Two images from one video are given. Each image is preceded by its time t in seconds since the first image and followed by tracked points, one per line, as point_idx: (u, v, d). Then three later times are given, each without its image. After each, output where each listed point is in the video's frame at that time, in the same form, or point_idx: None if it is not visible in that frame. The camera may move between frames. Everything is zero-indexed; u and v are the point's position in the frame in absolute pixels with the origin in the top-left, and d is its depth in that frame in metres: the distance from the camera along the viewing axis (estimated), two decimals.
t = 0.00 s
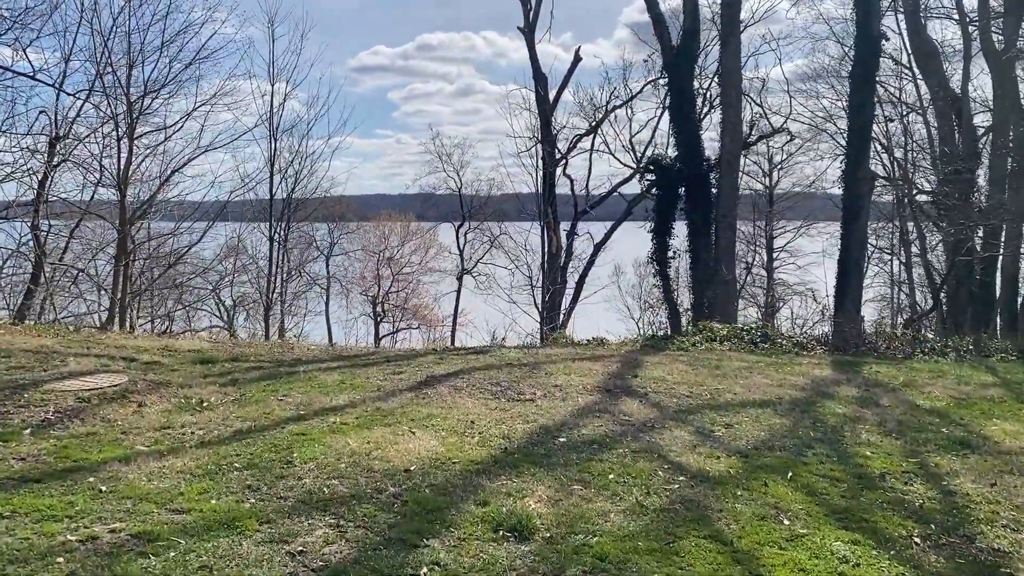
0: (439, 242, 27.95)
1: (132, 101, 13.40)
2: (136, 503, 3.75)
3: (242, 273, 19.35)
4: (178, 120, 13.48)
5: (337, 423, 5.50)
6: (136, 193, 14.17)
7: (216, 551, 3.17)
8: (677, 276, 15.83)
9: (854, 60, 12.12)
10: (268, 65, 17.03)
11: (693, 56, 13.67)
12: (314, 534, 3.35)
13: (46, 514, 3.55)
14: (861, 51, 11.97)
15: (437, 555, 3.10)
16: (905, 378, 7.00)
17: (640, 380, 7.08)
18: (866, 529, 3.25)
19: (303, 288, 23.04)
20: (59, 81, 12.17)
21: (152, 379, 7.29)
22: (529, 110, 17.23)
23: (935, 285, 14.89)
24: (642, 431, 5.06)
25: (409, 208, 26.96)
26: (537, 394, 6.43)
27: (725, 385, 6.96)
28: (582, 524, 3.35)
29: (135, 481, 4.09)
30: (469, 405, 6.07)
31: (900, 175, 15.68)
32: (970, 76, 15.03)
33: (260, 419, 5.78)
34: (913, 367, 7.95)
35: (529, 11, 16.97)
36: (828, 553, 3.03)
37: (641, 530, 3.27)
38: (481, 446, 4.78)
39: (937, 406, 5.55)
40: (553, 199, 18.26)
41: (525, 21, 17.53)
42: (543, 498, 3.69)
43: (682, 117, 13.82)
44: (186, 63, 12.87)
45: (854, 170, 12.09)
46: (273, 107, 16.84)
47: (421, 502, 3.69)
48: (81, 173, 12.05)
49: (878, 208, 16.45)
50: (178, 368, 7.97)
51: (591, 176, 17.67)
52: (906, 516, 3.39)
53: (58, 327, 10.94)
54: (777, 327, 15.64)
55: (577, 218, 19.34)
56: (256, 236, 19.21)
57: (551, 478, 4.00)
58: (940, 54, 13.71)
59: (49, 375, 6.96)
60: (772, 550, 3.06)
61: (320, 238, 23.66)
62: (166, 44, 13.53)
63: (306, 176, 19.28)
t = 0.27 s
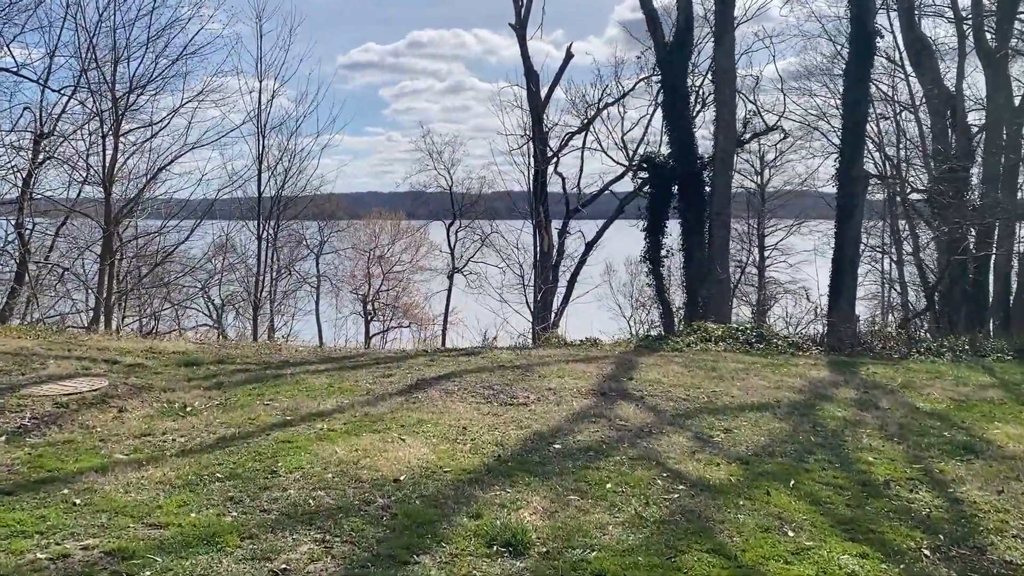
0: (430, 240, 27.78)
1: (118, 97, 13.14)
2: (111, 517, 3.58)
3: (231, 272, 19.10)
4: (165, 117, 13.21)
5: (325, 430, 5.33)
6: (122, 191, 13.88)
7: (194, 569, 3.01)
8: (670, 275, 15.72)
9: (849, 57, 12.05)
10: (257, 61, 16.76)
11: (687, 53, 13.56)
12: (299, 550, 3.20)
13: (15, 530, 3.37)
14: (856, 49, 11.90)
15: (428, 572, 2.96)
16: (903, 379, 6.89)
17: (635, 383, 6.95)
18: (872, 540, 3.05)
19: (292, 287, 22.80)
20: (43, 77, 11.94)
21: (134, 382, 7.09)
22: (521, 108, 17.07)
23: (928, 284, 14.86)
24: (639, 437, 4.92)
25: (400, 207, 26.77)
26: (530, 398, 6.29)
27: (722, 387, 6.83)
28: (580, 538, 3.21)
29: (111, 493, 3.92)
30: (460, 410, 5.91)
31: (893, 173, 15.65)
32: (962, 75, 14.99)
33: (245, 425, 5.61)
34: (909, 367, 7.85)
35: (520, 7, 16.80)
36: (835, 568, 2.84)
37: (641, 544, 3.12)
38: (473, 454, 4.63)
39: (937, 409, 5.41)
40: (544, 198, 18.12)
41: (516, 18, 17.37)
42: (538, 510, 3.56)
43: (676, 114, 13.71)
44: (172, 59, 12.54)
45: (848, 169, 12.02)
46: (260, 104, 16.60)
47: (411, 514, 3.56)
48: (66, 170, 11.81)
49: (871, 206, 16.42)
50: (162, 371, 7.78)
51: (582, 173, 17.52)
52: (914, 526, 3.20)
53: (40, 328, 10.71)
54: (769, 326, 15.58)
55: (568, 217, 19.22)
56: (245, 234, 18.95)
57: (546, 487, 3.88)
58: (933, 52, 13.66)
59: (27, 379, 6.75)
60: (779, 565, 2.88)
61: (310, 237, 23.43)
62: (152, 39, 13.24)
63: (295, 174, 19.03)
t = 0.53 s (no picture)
0: (416, 238, 27.60)
1: (99, 92, 12.85)
2: (85, 526, 3.44)
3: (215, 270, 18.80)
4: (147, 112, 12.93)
5: (309, 432, 5.20)
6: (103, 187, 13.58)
7: None
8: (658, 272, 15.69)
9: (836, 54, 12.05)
10: (240, 56, 16.48)
11: (674, 50, 13.50)
12: (282, 560, 3.08)
13: None
14: (843, 46, 11.90)
15: None
16: (893, 377, 6.84)
17: (625, 382, 6.88)
18: (873, 544, 2.98)
19: (277, 285, 22.53)
20: (22, 72, 11.65)
21: (113, 383, 6.91)
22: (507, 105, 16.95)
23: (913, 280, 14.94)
24: (631, 438, 4.84)
25: (385, 204, 26.58)
26: (520, 398, 6.19)
27: (712, 386, 6.77)
28: (573, 544, 3.12)
29: (85, 500, 3.78)
30: (448, 410, 5.80)
31: (878, 171, 15.70)
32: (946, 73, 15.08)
33: (227, 427, 5.46)
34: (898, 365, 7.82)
35: (506, 4, 16.67)
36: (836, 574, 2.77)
37: (637, 550, 3.03)
38: (461, 456, 4.53)
39: (930, 407, 5.36)
40: (531, 195, 18.01)
41: (502, 15, 17.23)
42: (530, 515, 3.47)
43: (663, 111, 13.65)
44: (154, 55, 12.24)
45: (835, 166, 12.01)
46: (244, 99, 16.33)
47: (398, 520, 3.45)
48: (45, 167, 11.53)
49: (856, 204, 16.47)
50: (142, 371, 7.60)
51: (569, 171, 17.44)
52: (914, 528, 3.12)
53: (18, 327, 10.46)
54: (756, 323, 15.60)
55: (555, 214, 19.14)
56: (228, 231, 18.65)
57: (538, 492, 3.79)
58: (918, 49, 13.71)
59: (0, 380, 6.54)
60: (779, 571, 2.80)
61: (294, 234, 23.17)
62: (134, 34, 12.95)
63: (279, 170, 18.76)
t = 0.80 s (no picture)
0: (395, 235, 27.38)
1: (70, 87, 12.49)
2: (49, 540, 3.26)
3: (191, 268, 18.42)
4: (120, 109, 12.60)
5: (286, 437, 5.03)
6: (75, 185, 13.25)
7: None
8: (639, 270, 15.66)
9: (816, 52, 12.08)
10: (216, 51, 16.11)
11: (654, 48, 13.46)
12: (259, 574, 2.95)
13: None
14: (823, 44, 11.94)
15: None
16: (876, 376, 6.84)
17: (610, 382, 6.80)
18: (868, 550, 2.90)
19: (254, 283, 22.17)
20: None
21: (83, 386, 6.67)
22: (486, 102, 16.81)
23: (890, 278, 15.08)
24: (618, 440, 4.75)
25: (363, 202, 26.34)
26: (504, 399, 6.08)
27: (697, 386, 6.72)
28: (563, 554, 3.02)
29: (50, 512, 3.60)
30: (431, 413, 5.67)
31: (855, 169, 15.83)
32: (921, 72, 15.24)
33: (201, 432, 5.27)
34: (880, 363, 7.83)
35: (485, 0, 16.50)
36: None
37: (628, 559, 2.95)
38: (445, 461, 4.41)
39: (915, 406, 5.33)
40: (510, 193, 17.88)
41: (481, 12, 17.08)
42: (517, 523, 3.39)
43: (644, 109, 13.60)
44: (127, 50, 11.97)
45: (815, 165, 12.04)
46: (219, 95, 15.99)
47: (381, 530, 3.34)
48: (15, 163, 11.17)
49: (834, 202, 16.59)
50: (114, 373, 7.37)
51: (548, 169, 17.37)
52: (908, 533, 3.05)
53: None
54: (736, 321, 15.65)
55: (534, 212, 19.04)
56: (204, 229, 18.28)
57: (525, 499, 3.70)
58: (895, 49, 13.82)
59: None
60: None
61: (272, 231, 22.82)
62: (107, 28, 12.60)
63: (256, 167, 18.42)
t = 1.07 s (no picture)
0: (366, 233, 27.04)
1: (30, 82, 11.99)
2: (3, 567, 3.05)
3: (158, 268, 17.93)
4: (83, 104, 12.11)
5: (259, 450, 4.83)
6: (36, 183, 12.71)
7: None
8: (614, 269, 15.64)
9: (790, 51, 12.13)
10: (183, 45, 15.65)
11: (629, 47, 13.41)
12: None
13: None
14: (798, 42, 11.99)
15: None
16: (856, 378, 6.84)
17: (591, 385, 6.71)
18: (865, 564, 2.79)
19: (223, 283, 21.68)
20: None
21: (43, 394, 6.36)
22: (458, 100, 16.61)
23: (861, 276, 15.26)
24: (602, 448, 4.65)
25: (334, 200, 25.98)
26: (484, 405, 5.94)
27: (678, 388, 6.65)
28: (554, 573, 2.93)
29: (5, 536, 3.37)
30: (409, 421, 5.51)
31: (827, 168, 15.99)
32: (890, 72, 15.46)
33: (169, 444, 5.04)
34: (858, 364, 7.85)
35: None
36: None
37: None
38: (425, 474, 4.26)
39: (897, 408, 5.32)
40: (484, 192, 17.71)
41: (453, 8, 16.87)
42: (503, 541, 3.29)
43: (619, 107, 13.54)
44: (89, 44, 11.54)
45: (790, 163, 12.10)
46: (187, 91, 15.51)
47: (360, 551, 3.20)
48: None
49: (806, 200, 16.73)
50: (76, 381, 7.06)
51: (522, 167, 17.25)
52: (903, 543, 2.93)
53: None
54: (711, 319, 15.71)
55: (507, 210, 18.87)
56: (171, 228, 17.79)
57: (511, 513, 3.60)
58: (866, 48, 13.98)
59: None
60: None
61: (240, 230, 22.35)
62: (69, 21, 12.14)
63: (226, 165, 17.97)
